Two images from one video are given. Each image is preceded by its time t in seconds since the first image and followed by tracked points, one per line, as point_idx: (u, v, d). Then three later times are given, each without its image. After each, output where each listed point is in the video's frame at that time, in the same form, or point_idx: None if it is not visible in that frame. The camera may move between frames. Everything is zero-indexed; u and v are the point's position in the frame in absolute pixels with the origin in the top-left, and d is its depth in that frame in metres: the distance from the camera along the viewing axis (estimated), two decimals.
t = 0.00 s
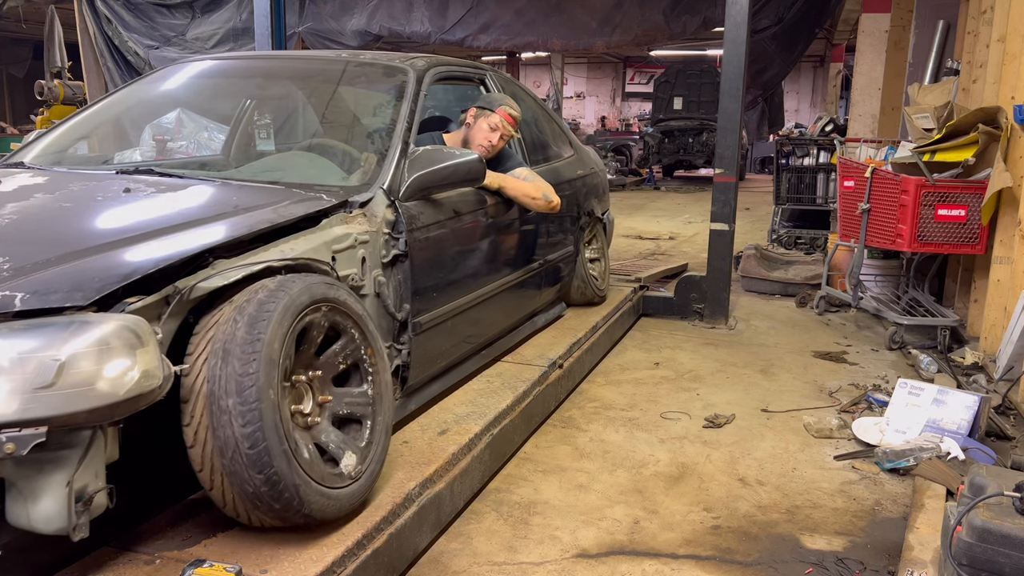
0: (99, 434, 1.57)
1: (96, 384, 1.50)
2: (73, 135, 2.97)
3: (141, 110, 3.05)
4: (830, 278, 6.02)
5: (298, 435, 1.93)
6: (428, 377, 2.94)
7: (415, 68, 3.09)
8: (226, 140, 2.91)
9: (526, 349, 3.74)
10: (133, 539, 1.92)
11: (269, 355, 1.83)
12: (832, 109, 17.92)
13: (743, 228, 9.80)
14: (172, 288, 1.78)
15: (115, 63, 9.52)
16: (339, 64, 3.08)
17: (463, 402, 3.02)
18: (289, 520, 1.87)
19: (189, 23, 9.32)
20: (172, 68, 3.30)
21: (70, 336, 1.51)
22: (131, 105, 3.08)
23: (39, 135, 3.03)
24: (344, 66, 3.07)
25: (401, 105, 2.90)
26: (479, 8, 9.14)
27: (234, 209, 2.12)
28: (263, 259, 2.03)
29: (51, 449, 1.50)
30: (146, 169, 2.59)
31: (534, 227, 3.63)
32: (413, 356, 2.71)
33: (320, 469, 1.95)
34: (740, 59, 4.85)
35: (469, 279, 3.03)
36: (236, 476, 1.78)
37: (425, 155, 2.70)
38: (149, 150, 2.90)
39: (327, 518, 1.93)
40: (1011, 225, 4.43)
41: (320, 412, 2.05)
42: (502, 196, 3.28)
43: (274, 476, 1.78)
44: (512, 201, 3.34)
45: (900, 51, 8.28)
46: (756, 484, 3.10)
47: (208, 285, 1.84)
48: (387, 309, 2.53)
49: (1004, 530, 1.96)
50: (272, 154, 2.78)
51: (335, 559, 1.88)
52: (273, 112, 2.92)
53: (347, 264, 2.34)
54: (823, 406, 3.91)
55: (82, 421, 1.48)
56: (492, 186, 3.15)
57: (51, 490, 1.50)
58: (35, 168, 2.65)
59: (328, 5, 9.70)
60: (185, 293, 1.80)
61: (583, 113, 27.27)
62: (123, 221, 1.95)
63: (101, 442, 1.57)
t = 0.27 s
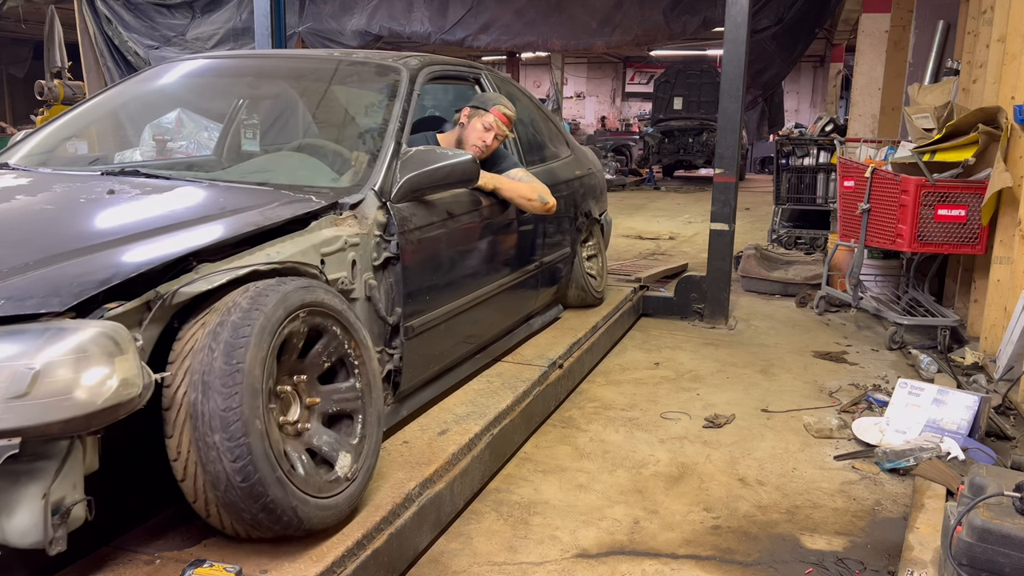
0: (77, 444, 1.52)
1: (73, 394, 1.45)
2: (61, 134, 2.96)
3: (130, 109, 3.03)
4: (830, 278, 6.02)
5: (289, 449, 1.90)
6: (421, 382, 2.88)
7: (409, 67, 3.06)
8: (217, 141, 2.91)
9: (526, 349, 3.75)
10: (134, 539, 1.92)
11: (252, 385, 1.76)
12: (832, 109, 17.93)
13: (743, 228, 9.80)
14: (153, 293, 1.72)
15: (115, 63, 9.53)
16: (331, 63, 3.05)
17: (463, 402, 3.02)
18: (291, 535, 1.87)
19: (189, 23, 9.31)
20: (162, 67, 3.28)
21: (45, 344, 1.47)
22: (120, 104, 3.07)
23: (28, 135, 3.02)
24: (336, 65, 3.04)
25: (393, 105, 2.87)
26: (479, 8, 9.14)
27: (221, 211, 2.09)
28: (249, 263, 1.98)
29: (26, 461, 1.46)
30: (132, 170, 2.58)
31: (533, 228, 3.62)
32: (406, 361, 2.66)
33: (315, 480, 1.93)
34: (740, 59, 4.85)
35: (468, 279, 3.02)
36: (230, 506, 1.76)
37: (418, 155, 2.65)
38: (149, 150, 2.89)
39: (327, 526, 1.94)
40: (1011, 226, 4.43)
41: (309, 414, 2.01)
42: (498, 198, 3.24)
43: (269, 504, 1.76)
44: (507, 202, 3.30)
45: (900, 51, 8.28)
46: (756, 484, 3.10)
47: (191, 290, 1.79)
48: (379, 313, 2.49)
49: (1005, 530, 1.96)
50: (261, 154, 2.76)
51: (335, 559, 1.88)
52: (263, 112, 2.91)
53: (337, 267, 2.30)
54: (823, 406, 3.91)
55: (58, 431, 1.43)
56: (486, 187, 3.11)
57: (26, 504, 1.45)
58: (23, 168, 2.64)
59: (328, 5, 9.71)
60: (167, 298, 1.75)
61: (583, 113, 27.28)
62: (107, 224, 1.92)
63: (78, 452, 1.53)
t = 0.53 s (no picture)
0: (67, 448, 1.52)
1: (61, 398, 1.44)
2: (55, 133, 2.95)
3: (125, 109, 3.03)
4: (830, 278, 6.02)
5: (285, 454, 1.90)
6: (418, 385, 2.87)
7: (406, 67, 3.06)
8: (214, 141, 2.91)
9: (526, 349, 3.75)
10: (136, 540, 1.92)
11: (245, 400, 1.74)
12: (832, 109, 17.93)
13: (743, 228, 9.81)
14: (145, 295, 1.72)
15: (115, 63, 9.54)
16: (327, 62, 3.05)
17: (462, 402, 3.02)
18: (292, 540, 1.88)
19: (189, 23, 9.31)
20: (157, 67, 3.27)
21: (33, 348, 1.45)
22: (115, 103, 3.06)
23: (23, 135, 3.02)
24: (333, 65, 3.04)
25: (389, 105, 2.87)
26: (479, 8, 9.14)
27: (213, 212, 2.09)
28: (243, 264, 1.98)
29: (14, 465, 1.46)
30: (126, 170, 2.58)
31: (531, 228, 3.61)
32: (401, 363, 2.65)
33: (313, 484, 1.93)
34: (740, 59, 4.85)
35: (468, 279, 3.02)
36: (230, 518, 1.76)
37: (415, 156, 2.65)
38: (149, 150, 2.89)
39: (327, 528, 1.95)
40: (1011, 225, 4.43)
41: (304, 415, 2.00)
42: (495, 198, 3.23)
43: (269, 515, 1.76)
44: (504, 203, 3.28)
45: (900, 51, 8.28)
46: (756, 484, 3.10)
47: (184, 292, 1.79)
48: (374, 315, 2.50)
49: (1005, 530, 1.96)
50: (257, 155, 2.76)
51: (335, 558, 1.88)
52: (258, 112, 2.90)
53: (332, 269, 2.31)
54: (823, 406, 3.91)
55: (47, 436, 1.42)
56: (483, 187, 3.11)
57: (14, 510, 1.44)
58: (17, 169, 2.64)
59: (328, 5, 9.71)
60: (158, 300, 1.74)
61: (583, 113, 27.28)
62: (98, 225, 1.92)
63: (68, 456, 1.53)
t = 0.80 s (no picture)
0: (62, 450, 1.52)
1: (55, 401, 1.43)
2: (53, 133, 2.95)
3: (123, 108, 3.03)
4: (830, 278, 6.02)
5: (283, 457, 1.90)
6: (416, 386, 2.86)
7: (404, 66, 3.06)
8: (213, 141, 2.91)
9: (525, 349, 3.75)
10: (135, 540, 1.92)
11: (240, 407, 1.74)
12: (833, 109, 17.93)
13: (743, 228, 9.80)
14: (140, 296, 1.72)
15: (115, 63, 9.55)
16: (325, 62, 3.05)
17: (462, 402, 3.02)
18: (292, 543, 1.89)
19: (189, 23, 9.31)
20: (155, 66, 3.27)
21: (28, 350, 1.45)
22: (113, 103, 3.06)
23: (21, 134, 3.01)
24: (331, 64, 3.04)
25: (387, 105, 2.87)
26: (479, 8, 9.14)
27: (209, 213, 2.09)
28: (239, 265, 1.98)
29: (8, 468, 1.46)
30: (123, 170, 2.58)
31: (530, 228, 3.60)
32: (400, 364, 2.65)
33: (312, 485, 1.93)
34: (739, 59, 4.85)
35: (467, 279, 3.02)
36: (230, 525, 1.76)
37: (413, 156, 2.64)
38: (149, 150, 2.89)
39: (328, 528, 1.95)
40: (1011, 226, 4.43)
41: (300, 416, 2.00)
42: (494, 198, 3.23)
43: (269, 520, 1.77)
44: (503, 203, 3.28)
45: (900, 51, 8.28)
46: (756, 484, 3.10)
47: (179, 293, 1.79)
48: (372, 316, 2.50)
49: (1004, 530, 1.96)
50: (254, 155, 2.76)
51: (335, 559, 1.88)
52: (257, 111, 2.90)
53: (330, 270, 2.31)
54: (823, 406, 3.91)
55: (40, 439, 1.42)
56: (483, 187, 3.11)
57: (8, 513, 1.44)
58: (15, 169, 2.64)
59: (327, 5, 9.71)
60: (153, 301, 1.74)
61: (583, 113, 27.28)
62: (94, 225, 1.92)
63: (63, 458, 1.53)
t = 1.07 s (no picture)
0: (60, 451, 1.53)
1: (54, 401, 1.43)
2: (53, 133, 2.94)
3: (123, 108, 3.02)
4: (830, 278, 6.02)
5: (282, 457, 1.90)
6: (415, 386, 2.86)
7: (404, 66, 3.06)
8: (213, 141, 2.91)
9: (525, 349, 3.74)
10: (135, 540, 1.92)
11: (239, 409, 1.74)
12: (833, 109, 17.93)
13: (743, 228, 9.80)
14: (139, 297, 1.72)
15: (115, 63, 9.55)
16: (324, 62, 3.05)
17: (462, 402, 3.02)
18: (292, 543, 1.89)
19: (189, 23, 9.31)
20: (154, 66, 3.26)
21: (26, 350, 1.45)
22: (113, 103, 3.06)
23: (20, 134, 3.01)
24: (330, 64, 3.03)
25: (387, 105, 2.86)
26: (479, 8, 9.14)
27: (208, 213, 2.09)
28: (238, 265, 1.98)
29: (7, 468, 1.46)
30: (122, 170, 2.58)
31: (530, 228, 3.60)
32: (400, 365, 2.65)
33: (312, 485, 1.93)
34: (739, 59, 4.85)
35: (467, 279, 3.02)
36: (230, 526, 1.76)
37: (412, 155, 2.64)
38: (148, 150, 2.89)
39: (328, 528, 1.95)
40: (1011, 226, 4.43)
41: (299, 416, 2.00)
42: (493, 198, 3.23)
43: (269, 522, 1.77)
44: (502, 203, 3.28)
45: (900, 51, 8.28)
46: (756, 484, 3.10)
47: (178, 293, 1.79)
48: (372, 316, 2.50)
49: (1005, 530, 1.95)
50: (254, 155, 2.76)
51: (335, 559, 1.88)
52: (257, 111, 2.90)
53: (329, 270, 2.31)
54: (823, 406, 3.91)
55: (39, 439, 1.42)
56: (482, 187, 3.11)
57: (6, 514, 1.44)
58: (15, 169, 2.64)
59: (327, 5, 9.71)
60: (152, 301, 1.74)
61: (583, 113, 27.28)
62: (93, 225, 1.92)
63: (61, 459, 1.53)
